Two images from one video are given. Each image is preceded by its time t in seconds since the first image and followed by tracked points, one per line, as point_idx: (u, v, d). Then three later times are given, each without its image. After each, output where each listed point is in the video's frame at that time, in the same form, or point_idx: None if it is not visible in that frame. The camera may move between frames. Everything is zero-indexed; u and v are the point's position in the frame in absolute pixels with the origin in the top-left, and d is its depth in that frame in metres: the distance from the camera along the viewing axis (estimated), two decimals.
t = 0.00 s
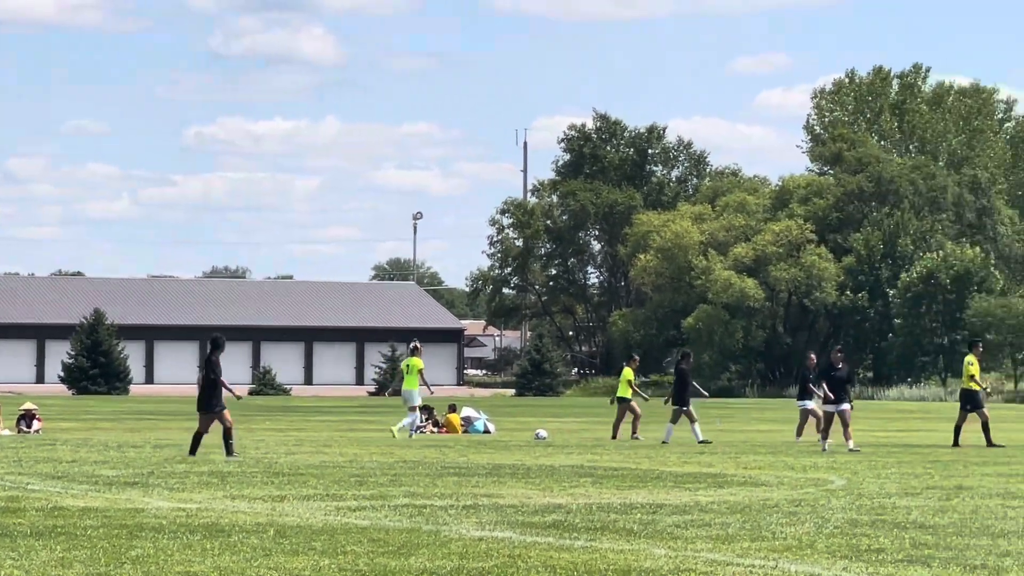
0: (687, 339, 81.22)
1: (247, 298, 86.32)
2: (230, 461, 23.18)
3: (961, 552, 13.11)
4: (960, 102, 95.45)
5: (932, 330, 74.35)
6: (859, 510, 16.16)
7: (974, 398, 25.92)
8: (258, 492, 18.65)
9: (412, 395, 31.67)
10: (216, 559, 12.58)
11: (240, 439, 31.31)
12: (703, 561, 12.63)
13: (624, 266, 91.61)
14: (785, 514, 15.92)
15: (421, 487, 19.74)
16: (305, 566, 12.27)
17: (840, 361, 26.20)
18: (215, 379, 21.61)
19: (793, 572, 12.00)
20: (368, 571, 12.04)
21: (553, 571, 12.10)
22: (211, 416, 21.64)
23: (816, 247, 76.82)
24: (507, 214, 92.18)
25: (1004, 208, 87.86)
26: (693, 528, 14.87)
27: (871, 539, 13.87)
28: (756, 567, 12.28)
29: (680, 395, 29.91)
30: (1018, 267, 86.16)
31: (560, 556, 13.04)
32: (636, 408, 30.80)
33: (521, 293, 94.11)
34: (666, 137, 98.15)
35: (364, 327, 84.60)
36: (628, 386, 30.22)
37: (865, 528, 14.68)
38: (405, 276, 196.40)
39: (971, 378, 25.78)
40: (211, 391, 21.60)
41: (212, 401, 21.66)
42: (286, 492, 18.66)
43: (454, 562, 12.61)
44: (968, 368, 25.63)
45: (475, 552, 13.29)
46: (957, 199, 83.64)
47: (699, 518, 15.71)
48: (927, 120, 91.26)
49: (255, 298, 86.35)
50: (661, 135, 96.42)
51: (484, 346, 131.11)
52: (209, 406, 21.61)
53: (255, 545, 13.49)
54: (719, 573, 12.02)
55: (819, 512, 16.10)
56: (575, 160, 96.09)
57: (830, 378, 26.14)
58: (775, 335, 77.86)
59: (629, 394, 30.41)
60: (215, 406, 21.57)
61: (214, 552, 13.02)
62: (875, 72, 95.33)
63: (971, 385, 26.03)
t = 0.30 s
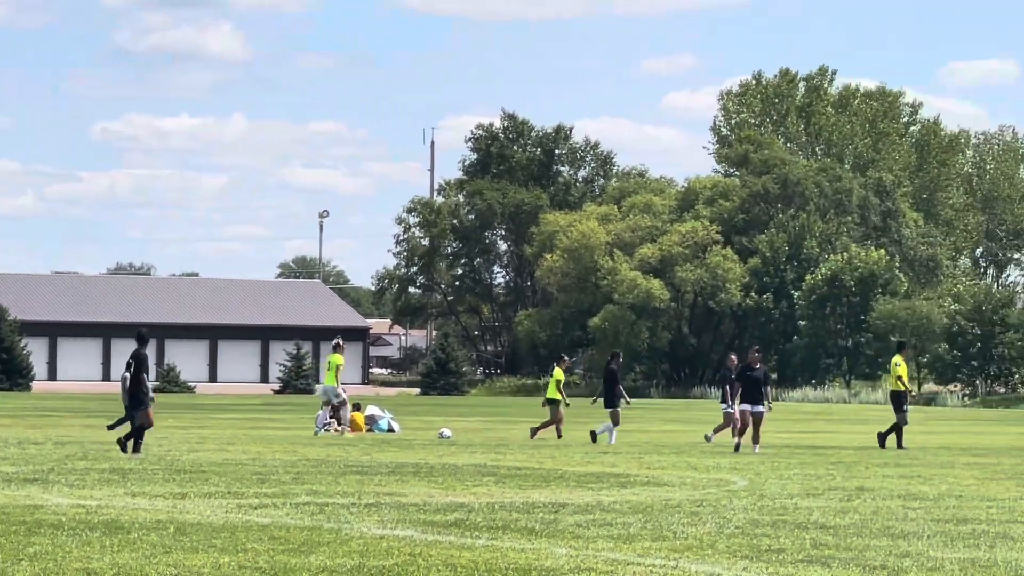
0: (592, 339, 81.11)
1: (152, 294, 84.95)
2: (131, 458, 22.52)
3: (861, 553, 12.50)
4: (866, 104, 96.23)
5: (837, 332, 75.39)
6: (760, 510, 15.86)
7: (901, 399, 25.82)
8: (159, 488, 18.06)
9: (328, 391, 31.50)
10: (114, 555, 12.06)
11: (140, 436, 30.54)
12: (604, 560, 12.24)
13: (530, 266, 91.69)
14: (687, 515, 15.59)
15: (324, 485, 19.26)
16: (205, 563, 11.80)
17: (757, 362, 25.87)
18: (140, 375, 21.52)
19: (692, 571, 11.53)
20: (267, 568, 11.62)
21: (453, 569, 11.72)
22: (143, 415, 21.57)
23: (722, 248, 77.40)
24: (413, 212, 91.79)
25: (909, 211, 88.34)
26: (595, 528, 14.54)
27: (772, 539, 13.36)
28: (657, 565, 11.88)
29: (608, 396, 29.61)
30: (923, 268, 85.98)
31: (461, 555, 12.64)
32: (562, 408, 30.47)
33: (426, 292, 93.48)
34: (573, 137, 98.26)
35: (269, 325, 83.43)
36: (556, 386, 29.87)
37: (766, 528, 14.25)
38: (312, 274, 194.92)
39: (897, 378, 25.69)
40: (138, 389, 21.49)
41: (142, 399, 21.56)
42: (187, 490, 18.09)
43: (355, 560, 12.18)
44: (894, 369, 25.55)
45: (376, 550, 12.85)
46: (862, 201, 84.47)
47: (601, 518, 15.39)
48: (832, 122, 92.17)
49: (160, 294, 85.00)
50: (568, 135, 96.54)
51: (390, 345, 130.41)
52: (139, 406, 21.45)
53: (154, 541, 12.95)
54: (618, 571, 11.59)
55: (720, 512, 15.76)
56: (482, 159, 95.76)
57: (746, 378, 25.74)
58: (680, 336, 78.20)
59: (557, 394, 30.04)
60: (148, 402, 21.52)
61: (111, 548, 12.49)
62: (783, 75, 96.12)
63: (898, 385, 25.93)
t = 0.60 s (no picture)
0: (498, 336, 80.89)
1: (56, 289, 83.34)
2: (34, 452, 21.86)
3: (764, 550, 12.16)
4: (773, 101, 96.96)
5: (743, 330, 75.96)
6: (664, 506, 15.64)
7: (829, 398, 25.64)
8: (60, 483, 17.46)
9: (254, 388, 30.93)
10: (14, 550, 11.56)
11: (41, 430, 29.72)
12: (508, 556, 11.90)
13: (436, 262, 91.31)
14: (592, 511, 15.34)
15: (228, 480, 18.75)
16: (105, 558, 11.35)
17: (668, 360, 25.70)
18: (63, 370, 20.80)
19: (596, 567, 11.17)
20: (172, 563, 11.21)
21: (356, 564, 11.34)
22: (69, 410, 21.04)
23: (628, 245, 77.71)
24: (320, 207, 90.70)
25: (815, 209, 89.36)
26: (499, 523, 14.22)
27: (675, 536, 13.12)
28: (561, 562, 11.56)
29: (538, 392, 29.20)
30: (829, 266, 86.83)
31: (364, 550, 12.25)
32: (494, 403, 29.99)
33: (332, 287, 92.56)
34: (480, 133, 97.96)
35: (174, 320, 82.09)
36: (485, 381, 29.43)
37: (669, 525, 13.96)
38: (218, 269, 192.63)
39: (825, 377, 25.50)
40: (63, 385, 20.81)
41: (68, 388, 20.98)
42: (87, 484, 17.51)
43: (258, 555, 11.78)
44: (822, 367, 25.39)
45: (280, 545, 12.42)
46: (768, 199, 85.20)
47: (505, 514, 15.07)
48: (739, 120, 92.93)
49: (64, 288, 83.40)
50: (475, 131, 96.24)
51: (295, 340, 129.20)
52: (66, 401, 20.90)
53: (55, 535, 12.43)
54: (522, 567, 11.25)
55: (624, 509, 15.52)
56: (389, 154, 95.10)
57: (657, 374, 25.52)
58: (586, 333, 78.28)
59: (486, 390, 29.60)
60: (76, 396, 20.91)
61: (9, 543, 11.97)
62: (690, 72, 96.61)
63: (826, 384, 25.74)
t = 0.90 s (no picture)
0: (418, 331, 80.51)
1: None
2: None
3: (682, 545, 12.03)
4: (692, 97, 97.40)
5: (662, 326, 76.20)
6: (583, 501, 15.51)
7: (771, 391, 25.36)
8: None
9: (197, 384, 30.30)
10: None
11: None
12: (426, 551, 11.66)
13: (356, 257, 90.51)
14: (511, 506, 15.18)
15: (146, 474, 18.33)
16: (21, 553, 10.98)
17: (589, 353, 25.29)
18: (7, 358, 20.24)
19: (515, 563, 10.97)
20: (89, 557, 10.89)
21: (273, 559, 11.06)
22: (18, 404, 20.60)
23: (548, 240, 77.66)
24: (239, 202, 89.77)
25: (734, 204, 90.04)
26: (417, 518, 13.98)
27: (593, 531, 12.96)
28: (480, 557, 11.35)
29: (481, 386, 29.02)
30: (749, 263, 87.47)
31: (282, 545, 11.93)
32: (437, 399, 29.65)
33: (252, 282, 91.55)
34: (400, 128, 97.34)
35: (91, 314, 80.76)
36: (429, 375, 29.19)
37: (588, 520, 13.81)
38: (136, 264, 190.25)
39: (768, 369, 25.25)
40: (5, 379, 20.25)
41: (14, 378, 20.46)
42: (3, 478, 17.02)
43: (176, 549, 11.45)
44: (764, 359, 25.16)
45: (197, 539, 12.09)
46: (687, 195, 85.68)
47: (424, 508, 14.83)
48: (659, 117, 93.40)
49: None
50: (395, 126, 95.60)
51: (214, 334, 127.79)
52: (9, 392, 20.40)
53: None
54: (440, 561, 11.02)
55: (543, 504, 15.35)
56: (309, 149, 94.27)
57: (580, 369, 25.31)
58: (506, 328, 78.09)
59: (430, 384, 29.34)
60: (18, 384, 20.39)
61: None
62: (610, 68, 96.80)
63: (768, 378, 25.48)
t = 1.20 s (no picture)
0: (354, 328, 80.11)
1: None
2: None
3: (617, 542, 11.96)
4: (628, 95, 97.60)
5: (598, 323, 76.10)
6: (518, 498, 15.40)
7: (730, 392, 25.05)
8: None
9: (155, 387, 29.88)
10: None
11: None
12: (361, 547, 11.49)
13: (291, 254, 89.66)
14: (446, 503, 15.04)
15: (80, 471, 18.02)
16: None
17: (534, 349, 24.37)
18: None
19: (450, 559, 10.83)
20: (20, 554, 10.65)
21: (208, 555, 10.87)
22: None
23: (484, 237, 77.58)
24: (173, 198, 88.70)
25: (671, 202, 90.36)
26: (353, 515, 13.82)
27: (529, 528, 12.86)
28: (417, 553, 11.21)
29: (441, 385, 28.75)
30: (684, 260, 87.85)
31: (217, 541, 11.74)
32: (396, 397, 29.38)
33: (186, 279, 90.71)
34: (336, 124, 96.71)
35: (25, 310, 79.66)
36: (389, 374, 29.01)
37: (524, 517, 13.71)
38: (70, 260, 188.10)
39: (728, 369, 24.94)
40: None
41: None
42: None
43: (111, 546, 11.22)
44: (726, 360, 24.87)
45: (132, 535, 11.86)
46: (624, 192, 85.85)
47: (360, 505, 14.68)
48: (594, 114, 93.54)
49: None
50: (331, 123, 94.93)
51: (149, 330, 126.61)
52: None
53: None
54: (375, 559, 10.87)
55: (479, 501, 15.23)
56: (244, 146, 93.65)
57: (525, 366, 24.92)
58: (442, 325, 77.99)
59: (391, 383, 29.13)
60: None
61: None
62: (546, 64, 96.74)
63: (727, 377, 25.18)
